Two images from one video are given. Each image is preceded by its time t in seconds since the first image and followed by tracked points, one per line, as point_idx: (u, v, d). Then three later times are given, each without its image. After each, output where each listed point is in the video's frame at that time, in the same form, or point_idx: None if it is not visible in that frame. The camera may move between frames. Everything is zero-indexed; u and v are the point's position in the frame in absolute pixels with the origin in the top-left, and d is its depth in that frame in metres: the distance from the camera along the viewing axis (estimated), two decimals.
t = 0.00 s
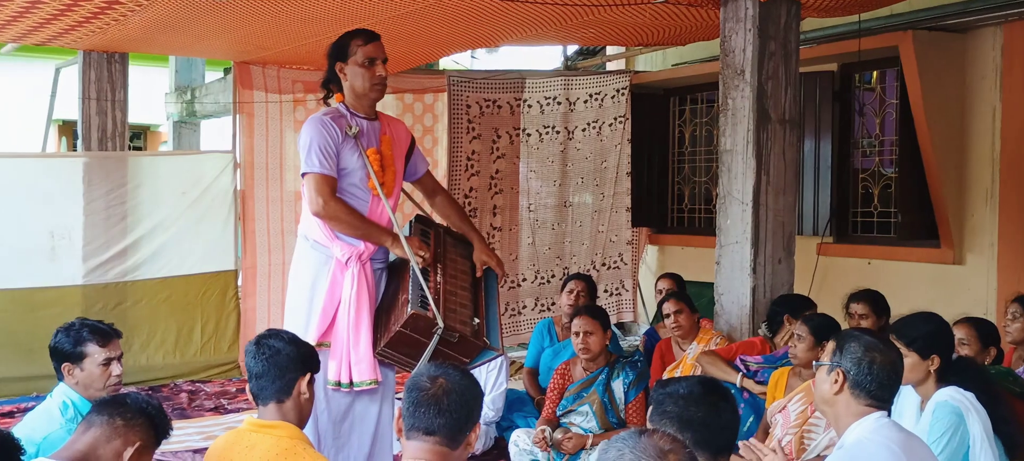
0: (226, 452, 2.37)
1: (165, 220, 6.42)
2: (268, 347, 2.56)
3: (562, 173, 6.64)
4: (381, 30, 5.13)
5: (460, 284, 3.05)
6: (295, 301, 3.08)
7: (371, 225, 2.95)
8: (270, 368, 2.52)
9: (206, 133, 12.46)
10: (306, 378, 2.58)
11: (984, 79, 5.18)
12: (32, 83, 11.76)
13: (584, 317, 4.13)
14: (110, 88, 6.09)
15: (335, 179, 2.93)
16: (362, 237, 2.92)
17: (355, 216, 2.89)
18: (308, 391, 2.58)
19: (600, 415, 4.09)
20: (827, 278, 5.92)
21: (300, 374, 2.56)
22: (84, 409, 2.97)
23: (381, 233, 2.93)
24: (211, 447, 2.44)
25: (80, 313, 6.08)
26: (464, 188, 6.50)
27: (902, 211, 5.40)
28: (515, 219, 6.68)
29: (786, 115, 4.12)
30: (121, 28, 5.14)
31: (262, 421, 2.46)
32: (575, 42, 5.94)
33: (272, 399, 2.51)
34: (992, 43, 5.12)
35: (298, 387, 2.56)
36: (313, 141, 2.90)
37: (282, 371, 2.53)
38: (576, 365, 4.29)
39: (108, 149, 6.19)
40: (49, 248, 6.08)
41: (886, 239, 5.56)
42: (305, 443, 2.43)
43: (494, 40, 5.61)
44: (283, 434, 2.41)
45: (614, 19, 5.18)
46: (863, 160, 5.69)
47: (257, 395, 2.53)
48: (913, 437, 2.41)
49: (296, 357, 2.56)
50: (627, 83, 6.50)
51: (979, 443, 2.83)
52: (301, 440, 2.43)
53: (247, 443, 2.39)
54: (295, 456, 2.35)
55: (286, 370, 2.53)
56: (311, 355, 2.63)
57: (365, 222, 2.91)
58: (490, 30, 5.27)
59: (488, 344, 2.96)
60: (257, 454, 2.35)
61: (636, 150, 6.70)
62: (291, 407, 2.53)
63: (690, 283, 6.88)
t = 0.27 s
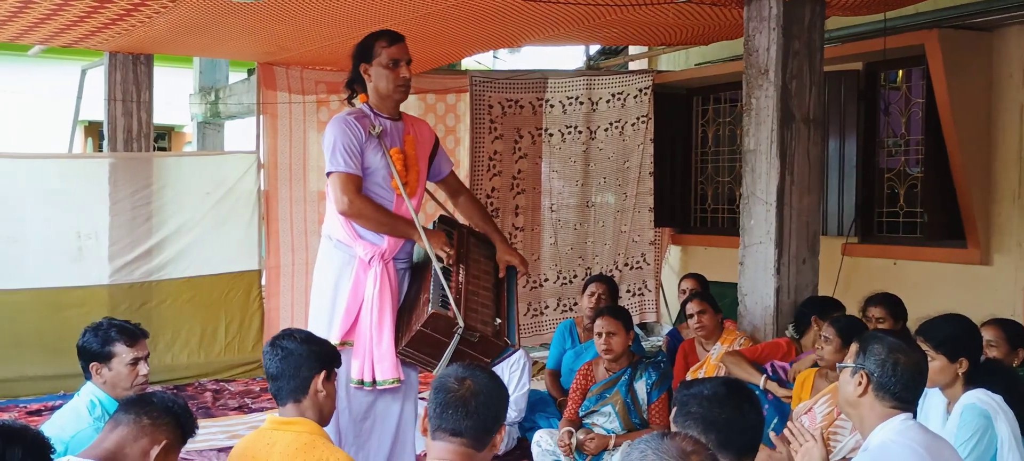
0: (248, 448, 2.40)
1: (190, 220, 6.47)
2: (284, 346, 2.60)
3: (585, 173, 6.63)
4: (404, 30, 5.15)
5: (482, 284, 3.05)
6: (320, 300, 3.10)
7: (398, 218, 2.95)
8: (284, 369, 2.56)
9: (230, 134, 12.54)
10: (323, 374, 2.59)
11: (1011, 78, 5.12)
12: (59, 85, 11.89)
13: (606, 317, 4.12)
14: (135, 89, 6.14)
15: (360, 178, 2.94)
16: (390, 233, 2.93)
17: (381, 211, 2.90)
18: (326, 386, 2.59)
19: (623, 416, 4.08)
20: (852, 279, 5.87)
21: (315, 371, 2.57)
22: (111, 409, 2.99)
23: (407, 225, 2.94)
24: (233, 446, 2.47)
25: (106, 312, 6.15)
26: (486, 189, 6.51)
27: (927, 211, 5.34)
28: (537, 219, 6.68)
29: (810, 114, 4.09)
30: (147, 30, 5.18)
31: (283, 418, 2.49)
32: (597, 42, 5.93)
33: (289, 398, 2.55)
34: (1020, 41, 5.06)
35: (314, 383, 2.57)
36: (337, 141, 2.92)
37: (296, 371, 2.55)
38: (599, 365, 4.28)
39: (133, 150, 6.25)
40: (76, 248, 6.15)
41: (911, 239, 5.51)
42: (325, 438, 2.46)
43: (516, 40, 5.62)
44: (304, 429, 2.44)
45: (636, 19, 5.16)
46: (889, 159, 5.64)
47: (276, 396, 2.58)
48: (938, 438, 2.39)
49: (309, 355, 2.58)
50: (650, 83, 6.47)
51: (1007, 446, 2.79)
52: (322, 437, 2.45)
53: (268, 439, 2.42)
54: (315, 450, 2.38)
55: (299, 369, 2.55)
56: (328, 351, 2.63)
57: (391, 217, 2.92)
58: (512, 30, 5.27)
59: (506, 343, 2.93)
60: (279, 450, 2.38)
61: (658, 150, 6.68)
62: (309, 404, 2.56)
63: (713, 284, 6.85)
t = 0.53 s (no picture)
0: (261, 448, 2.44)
1: (203, 221, 6.50)
2: (295, 343, 2.63)
3: (597, 173, 6.63)
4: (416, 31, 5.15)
5: (494, 286, 3.05)
6: (332, 301, 3.11)
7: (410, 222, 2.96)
8: (292, 366, 2.59)
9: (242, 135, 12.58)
10: (331, 370, 2.59)
11: None
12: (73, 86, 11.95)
13: (618, 318, 4.12)
14: (149, 91, 6.17)
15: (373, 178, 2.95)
16: (404, 229, 2.96)
17: (394, 209, 2.92)
18: (335, 382, 2.59)
19: (636, 417, 4.06)
20: (865, 279, 5.85)
21: (323, 367, 2.58)
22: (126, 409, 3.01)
23: (421, 223, 2.98)
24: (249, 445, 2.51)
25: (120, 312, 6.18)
26: (498, 189, 6.51)
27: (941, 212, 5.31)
28: (549, 219, 6.68)
29: (823, 115, 4.07)
30: (160, 31, 5.21)
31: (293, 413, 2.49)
32: (608, 42, 5.92)
33: (298, 395, 2.57)
34: None
35: (323, 379, 2.58)
36: (350, 141, 2.93)
37: (304, 367, 2.58)
38: (611, 366, 4.29)
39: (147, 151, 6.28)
40: (90, 248, 6.18)
41: (925, 239, 5.48)
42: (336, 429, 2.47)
43: (528, 41, 5.62)
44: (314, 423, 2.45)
45: (648, 19, 5.15)
46: (903, 159, 5.62)
47: (287, 393, 2.60)
48: (952, 440, 2.38)
49: (316, 352, 2.59)
50: (662, 83, 6.46)
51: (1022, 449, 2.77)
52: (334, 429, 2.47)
53: (280, 437, 2.44)
54: (325, 443, 2.40)
55: (307, 365, 2.57)
56: (338, 348, 2.64)
57: (404, 212, 2.94)
58: (524, 31, 5.27)
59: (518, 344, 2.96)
60: (291, 446, 2.41)
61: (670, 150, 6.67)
62: (318, 400, 2.56)
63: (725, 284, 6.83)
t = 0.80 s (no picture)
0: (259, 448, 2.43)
1: (206, 221, 6.51)
2: (300, 344, 2.64)
3: (599, 173, 6.63)
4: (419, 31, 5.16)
5: (496, 287, 3.05)
6: (334, 300, 3.12)
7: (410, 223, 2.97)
8: (295, 366, 2.60)
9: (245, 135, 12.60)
10: (334, 374, 2.59)
11: None
12: (76, 85, 11.97)
13: (623, 318, 4.12)
14: (152, 90, 6.17)
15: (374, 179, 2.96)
16: (403, 230, 2.96)
17: (395, 210, 2.93)
18: (336, 386, 2.60)
19: (638, 417, 4.07)
20: (868, 279, 5.85)
21: (325, 371, 2.58)
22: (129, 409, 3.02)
23: (421, 224, 2.98)
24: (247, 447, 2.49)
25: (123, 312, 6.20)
26: (501, 189, 6.52)
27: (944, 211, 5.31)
28: (552, 219, 6.68)
29: (826, 115, 4.07)
30: (163, 31, 5.22)
31: (294, 417, 2.50)
32: (610, 42, 5.92)
33: (299, 396, 2.58)
34: None
35: (325, 383, 2.58)
36: (351, 142, 2.93)
37: (306, 369, 2.58)
38: (614, 366, 4.27)
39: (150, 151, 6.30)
40: (94, 248, 6.20)
41: (928, 239, 5.48)
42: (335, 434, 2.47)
43: (531, 40, 5.62)
44: (314, 426, 2.46)
45: (650, 19, 5.15)
46: (905, 159, 5.61)
47: (288, 393, 2.62)
48: (955, 440, 2.38)
49: (320, 355, 2.59)
50: (665, 83, 6.49)
51: None
52: (332, 432, 2.47)
53: (279, 438, 2.44)
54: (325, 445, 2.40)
55: (310, 367, 2.58)
56: (342, 352, 2.64)
57: (402, 215, 2.95)
58: (526, 31, 5.28)
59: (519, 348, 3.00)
60: (290, 447, 2.40)
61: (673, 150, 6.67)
62: (319, 403, 2.57)
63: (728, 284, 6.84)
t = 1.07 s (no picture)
0: (260, 447, 2.42)
1: (205, 220, 6.52)
2: (301, 341, 2.64)
3: (599, 173, 6.64)
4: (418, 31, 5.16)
5: (494, 287, 3.06)
6: (333, 300, 3.13)
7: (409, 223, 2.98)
8: (295, 363, 2.60)
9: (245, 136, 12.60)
10: (334, 372, 2.59)
11: None
12: (76, 86, 11.98)
13: (623, 318, 4.14)
14: (151, 90, 6.19)
15: (373, 179, 2.97)
16: (401, 230, 2.97)
17: (392, 210, 2.93)
18: (337, 385, 2.60)
19: (637, 417, 4.08)
20: (867, 278, 5.85)
21: (326, 368, 2.58)
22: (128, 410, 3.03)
23: (420, 225, 2.99)
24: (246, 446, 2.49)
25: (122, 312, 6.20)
26: (500, 189, 6.52)
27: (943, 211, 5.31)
28: (552, 218, 6.69)
29: (825, 114, 4.07)
30: (162, 31, 5.22)
31: (293, 416, 2.50)
32: (609, 42, 5.92)
33: (299, 393, 2.59)
34: None
35: (325, 381, 2.58)
36: (351, 142, 2.94)
37: (306, 367, 2.59)
38: (612, 366, 4.28)
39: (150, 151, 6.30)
40: (93, 248, 6.20)
41: (927, 239, 5.48)
42: (335, 432, 2.48)
43: (529, 40, 5.62)
44: (314, 425, 2.46)
45: (649, 19, 5.16)
46: (904, 159, 5.62)
47: (289, 390, 2.63)
48: (953, 440, 2.39)
49: (321, 353, 2.60)
50: (664, 83, 6.47)
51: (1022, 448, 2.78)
52: (331, 431, 2.48)
53: (280, 437, 2.44)
54: (326, 444, 2.40)
55: (311, 365, 2.58)
56: (343, 351, 2.64)
57: (401, 215, 2.95)
58: (525, 31, 5.28)
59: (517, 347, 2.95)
60: (290, 446, 2.40)
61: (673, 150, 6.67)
62: (318, 400, 2.57)
63: (727, 284, 6.85)
